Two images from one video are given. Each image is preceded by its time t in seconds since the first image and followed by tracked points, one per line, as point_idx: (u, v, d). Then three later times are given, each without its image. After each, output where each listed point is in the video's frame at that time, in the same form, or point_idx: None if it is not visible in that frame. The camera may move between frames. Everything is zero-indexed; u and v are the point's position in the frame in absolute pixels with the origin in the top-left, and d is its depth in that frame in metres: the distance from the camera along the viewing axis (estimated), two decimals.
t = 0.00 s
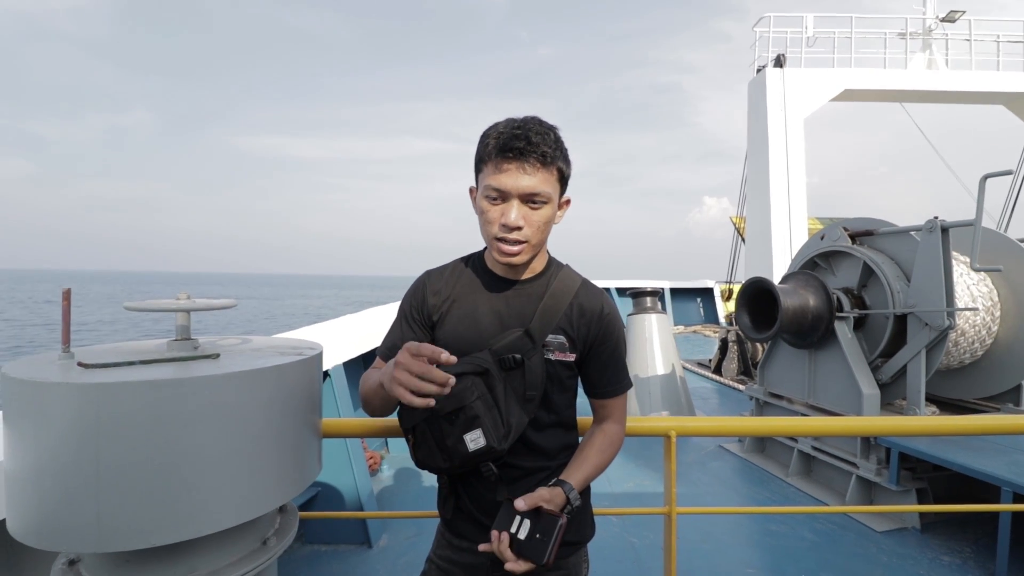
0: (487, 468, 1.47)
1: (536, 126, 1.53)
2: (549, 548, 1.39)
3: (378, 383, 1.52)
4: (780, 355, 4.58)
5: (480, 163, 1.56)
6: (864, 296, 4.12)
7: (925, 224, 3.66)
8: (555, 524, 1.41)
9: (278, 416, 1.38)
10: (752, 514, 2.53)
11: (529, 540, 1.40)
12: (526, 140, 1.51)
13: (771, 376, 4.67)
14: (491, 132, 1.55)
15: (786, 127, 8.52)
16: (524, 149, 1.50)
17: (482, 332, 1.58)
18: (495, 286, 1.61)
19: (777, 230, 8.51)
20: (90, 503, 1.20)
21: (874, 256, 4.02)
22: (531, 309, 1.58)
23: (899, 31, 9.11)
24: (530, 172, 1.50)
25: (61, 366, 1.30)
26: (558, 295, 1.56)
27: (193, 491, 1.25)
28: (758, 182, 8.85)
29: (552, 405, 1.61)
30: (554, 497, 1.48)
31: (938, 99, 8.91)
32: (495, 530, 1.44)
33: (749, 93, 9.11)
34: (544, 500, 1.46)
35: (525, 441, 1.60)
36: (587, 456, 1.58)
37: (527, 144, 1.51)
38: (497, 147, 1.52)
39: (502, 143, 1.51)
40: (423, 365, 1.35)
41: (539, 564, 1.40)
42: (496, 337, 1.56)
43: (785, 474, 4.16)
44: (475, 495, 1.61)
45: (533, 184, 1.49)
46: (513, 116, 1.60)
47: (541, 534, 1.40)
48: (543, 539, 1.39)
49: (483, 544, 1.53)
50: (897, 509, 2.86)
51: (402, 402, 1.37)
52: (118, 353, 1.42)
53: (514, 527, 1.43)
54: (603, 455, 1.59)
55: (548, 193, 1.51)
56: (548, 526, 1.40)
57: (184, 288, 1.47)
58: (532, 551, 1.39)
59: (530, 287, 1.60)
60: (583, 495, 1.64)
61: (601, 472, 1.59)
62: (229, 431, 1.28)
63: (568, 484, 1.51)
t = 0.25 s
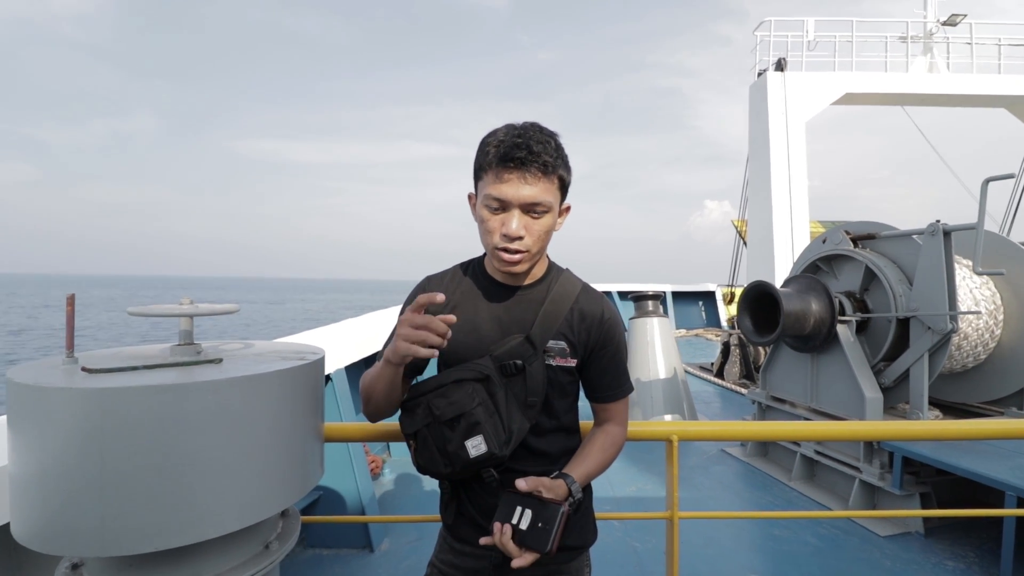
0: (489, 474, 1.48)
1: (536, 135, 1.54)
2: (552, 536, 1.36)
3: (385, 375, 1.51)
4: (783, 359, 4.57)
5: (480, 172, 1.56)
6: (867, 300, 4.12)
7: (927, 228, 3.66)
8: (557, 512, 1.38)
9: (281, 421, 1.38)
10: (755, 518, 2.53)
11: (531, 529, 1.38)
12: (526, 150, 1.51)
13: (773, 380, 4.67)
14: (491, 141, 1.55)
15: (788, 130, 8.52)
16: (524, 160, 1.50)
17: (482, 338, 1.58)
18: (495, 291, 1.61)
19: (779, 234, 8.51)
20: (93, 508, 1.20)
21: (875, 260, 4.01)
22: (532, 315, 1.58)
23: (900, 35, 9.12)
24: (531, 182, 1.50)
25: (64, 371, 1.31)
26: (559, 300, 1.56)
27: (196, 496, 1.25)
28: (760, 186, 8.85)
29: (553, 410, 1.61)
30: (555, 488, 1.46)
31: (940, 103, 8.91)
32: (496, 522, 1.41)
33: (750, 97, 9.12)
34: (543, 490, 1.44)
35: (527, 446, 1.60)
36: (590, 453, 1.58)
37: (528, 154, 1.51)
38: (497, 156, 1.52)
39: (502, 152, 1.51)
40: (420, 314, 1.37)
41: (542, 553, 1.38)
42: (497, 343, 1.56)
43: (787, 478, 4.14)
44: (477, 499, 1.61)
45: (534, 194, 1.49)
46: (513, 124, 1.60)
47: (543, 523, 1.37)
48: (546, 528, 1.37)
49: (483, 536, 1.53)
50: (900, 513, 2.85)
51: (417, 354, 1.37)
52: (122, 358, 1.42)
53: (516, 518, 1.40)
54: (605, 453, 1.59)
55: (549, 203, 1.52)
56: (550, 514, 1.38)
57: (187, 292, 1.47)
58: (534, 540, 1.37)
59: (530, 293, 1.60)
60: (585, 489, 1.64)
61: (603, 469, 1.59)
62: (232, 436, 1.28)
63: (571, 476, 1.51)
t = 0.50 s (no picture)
0: (490, 473, 1.48)
1: (542, 139, 1.52)
2: (552, 519, 1.35)
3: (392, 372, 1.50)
4: (785, 359, 4.57)
5: (483, 174, 1.54)
6: (869, 300, 4.11)
7: (930, 228, 3.65)
8: (555, 496, 1.37)
9: (282, 419, 1.38)
10: (756, 518, 2.53)
11: (529, 514, 1.37)
12: (533, 156, 1.49)
13: (775, 380, 4.66)
14: (496, 144, 1.52)
15: (791, 130, 8.51)
16: (531, 165, 1.49)
17: (484, 337, 1.58)
18: (497, 290, 1.61)
19: (782, 233, 8.49)
20: (95, 505, 1.21)
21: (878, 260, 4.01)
22: (534, 314, 1.59)
23: (904, 35, 9.09)
24: (537, 188, 1.49)
25: (66, 367, 1.31)
26: (561, 299, 1.56)
27: (197, 493, 1.25)
28: (763, 185, 8.84)
29: (554, 409, 1.61)
30: (554, 474, 1.45)
31: (944, 103, 8.88)
32: (494, 508, 1.40)
33: (754, 96, 9.10)
34: (541, 475, 1.44)
35: (528, 445, 1.60)
36: (591, 445, 1.58)
37: (535, 160, 1.49)
38: (503, 161, 1.50)
39: (508, 157, 1.49)
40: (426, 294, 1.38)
41: (542, 537, 1.36)
42: (498, 342, 1.56)
43: (788, 479, 4.14)
44: (478, 497, 1.61)
45: (540, 201, 1.49)
46: (515, 124, 1.58)
47: (542, 507, 1.36)
48: (545, 511, 1.36)
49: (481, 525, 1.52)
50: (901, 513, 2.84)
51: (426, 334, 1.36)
52: (123, 355, 1.43)
53: (514, 504, 1.40)
54: (605, 448, 1.59)
55: (554, 208, 1.52)
56: (548, 498, 1.37)
57: (188, 290, 1.48)
58: (533, 525, 1.36)
59: (533, 292, 1.60)
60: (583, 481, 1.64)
61: (602, 464, 1.59)
62: (233, 434, 1.29)
63: (571, 466, 1.50)
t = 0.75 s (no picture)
0: (490, 472, 1.48)
1: (546, 141, 1.51)
2: (547, 524, 1.35)
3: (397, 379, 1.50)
4: (786, 358, 4.56)
5: (486, 175, 1.54)
6: (871, 300, 4.10)
7: (932, 227, 3.64)
8: (549, 500, 1.37)
9: (282, 419, 1.38)
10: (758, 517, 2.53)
11: (524, 519, 1.37)
12: (537, 159, 1.49)
13: (777, 380, 4.66)
14: (499, 145, 1.52)
15: (793, 129, 8.49)
16: (534, 169, 1.49)
17: (484, 337, 1.58)
18: (497, 289, 1.61)
19: (784, 232, 8.48)
20: (96, 504, 1.21)
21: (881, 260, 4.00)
22: (534, 313, 1.58)
23: (906, 33, 9.07)
24: (540, 191, 1.49)
25: (68, 367, 1.32)
26: (561, 298, 1.56)
27: (197, 492, 1.25)
28: (765, 184, 8.82)
29: (555, 408, 1.61)
30: (548, 479, 1.45)
31: (947, 102, 8.86)
32: (489, 515, 1.40)
33: (755, 95, 9.09)
34: (535, 479, 1.43)
35: (528, 444, 1.60)
36: (588, 447, 1.58)
37: (538, 163, 1.49)
38: (506, 163, 1.49)
39: (512, 159, 1.49)
40: (440, 315, 1.37)
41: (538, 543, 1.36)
42: (499, 341, 1.56)
43: (790, 479, 4.13)
44: (479, 497, 1.61)
45: (543, 203, 1.49)
46: (519, 124, 1.58)
47: (536, 512, 1.36)
48: (540, 516, 1.36)
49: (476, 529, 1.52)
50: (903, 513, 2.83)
51: (438, 356, 1.34)
52: (125, 355, 1.43)
53: (508, 509, 1.39)
54: (603, 450, 1.58)
55: (557, 210, 1.51)
56: (542, 502, 1.37)
57: (189, 290, 1.48)
58: (529, 531, 1.36)
59: (534, 291, 1.60)
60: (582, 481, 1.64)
61: (600, 468, 1.58)
62: (234, 433, 1.29)
63: (566, 467, 1.50)
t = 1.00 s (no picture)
0: (490, 467, 1.48)
1: (548, 136, 1.52)
2: (547, 520, 1.35)
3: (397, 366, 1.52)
4: (788, 357, 4.56)
5: (488, 170, 1.54)
6: (873, 298, 4.10)
7: (935, 225, 3.63)
8: (548, 496, 1.37)
9: (282, 415, 1.39)
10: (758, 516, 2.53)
11: (524, 517, 1.37)
12: (539, 154, 1.49)
13: (778, 379, 4.65)
14: (502, 140, 1.52)
15: (795, 127, 8.47)
16: (536, 163, 1.49)
17: (485, 333, 1.58)
18: (498, 286, 1.61)
19: (786, 231, 8.46)
20: (97, 501, 1.21)
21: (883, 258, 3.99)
22: (535, 310, 1.59)
23: (910, 31, 9.04)
24: (541, 185, 1.49)
25: (69, 364, 1.32)
26: (561, 295, 1.56)
27: (198, 488, 1.26)
28: (767, 183, 8.80)
29: (555, 404, 1.61)
30: (547, 476, 1.45)
31: (950, 100, 8.83)
32: (489, 514, 1.40)
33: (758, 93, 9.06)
34: (533, 476, 1.43)
35: (528, 440, 1.60)
36: (587, 444, 1.58)
37: (540, 157, 1.49)
38: (508, 158, 1.50)
39: (514, 154, 1.49)
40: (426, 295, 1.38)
41: (539, 540, 1.35)
42: (499, 336, 1.56)
43: (792, 477, 4.13)
44: (479, 494, 1.62)
45: (545, 198, 1.49)
46: (522, 120, 1.58)
47: (536, 508, 1.36)
48: (540, 512, 1.35)
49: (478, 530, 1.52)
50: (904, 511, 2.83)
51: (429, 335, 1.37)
52: (126, 352, 1.44)
53: (508, 507, 1.39)
54: (602, 448, 1.59)
55: (559, 205, 1.51)
56: (541, 498, 1.36)
57: (190, 287, 1.48)
58: (529, 527, 1.35)
59: (534, 287, 1.60)
60: (582, 478, 1.65)
61: (599, 466, 1.59)
62: (234, 429, 1.29)
63: (565, 463, 1.50)
